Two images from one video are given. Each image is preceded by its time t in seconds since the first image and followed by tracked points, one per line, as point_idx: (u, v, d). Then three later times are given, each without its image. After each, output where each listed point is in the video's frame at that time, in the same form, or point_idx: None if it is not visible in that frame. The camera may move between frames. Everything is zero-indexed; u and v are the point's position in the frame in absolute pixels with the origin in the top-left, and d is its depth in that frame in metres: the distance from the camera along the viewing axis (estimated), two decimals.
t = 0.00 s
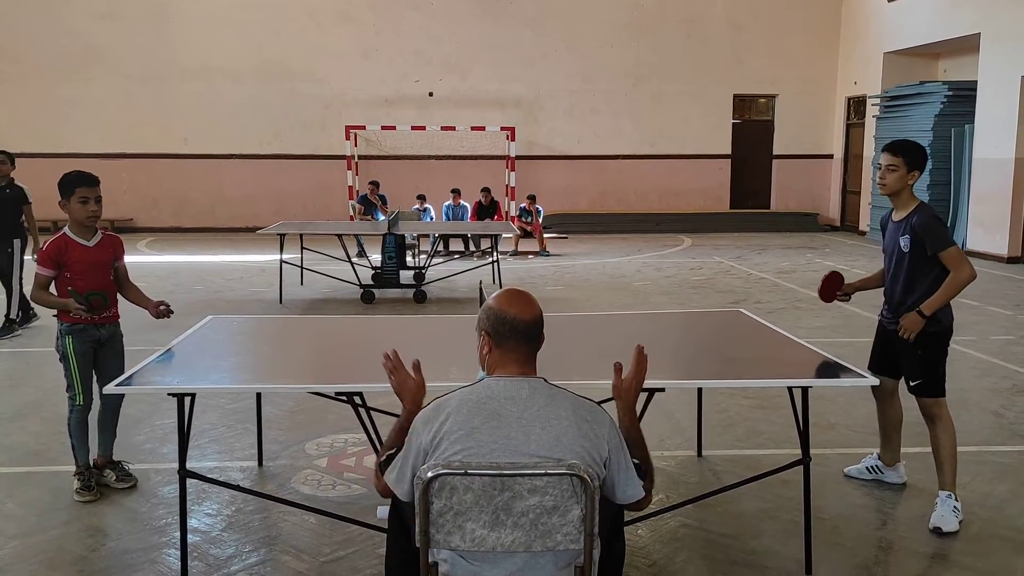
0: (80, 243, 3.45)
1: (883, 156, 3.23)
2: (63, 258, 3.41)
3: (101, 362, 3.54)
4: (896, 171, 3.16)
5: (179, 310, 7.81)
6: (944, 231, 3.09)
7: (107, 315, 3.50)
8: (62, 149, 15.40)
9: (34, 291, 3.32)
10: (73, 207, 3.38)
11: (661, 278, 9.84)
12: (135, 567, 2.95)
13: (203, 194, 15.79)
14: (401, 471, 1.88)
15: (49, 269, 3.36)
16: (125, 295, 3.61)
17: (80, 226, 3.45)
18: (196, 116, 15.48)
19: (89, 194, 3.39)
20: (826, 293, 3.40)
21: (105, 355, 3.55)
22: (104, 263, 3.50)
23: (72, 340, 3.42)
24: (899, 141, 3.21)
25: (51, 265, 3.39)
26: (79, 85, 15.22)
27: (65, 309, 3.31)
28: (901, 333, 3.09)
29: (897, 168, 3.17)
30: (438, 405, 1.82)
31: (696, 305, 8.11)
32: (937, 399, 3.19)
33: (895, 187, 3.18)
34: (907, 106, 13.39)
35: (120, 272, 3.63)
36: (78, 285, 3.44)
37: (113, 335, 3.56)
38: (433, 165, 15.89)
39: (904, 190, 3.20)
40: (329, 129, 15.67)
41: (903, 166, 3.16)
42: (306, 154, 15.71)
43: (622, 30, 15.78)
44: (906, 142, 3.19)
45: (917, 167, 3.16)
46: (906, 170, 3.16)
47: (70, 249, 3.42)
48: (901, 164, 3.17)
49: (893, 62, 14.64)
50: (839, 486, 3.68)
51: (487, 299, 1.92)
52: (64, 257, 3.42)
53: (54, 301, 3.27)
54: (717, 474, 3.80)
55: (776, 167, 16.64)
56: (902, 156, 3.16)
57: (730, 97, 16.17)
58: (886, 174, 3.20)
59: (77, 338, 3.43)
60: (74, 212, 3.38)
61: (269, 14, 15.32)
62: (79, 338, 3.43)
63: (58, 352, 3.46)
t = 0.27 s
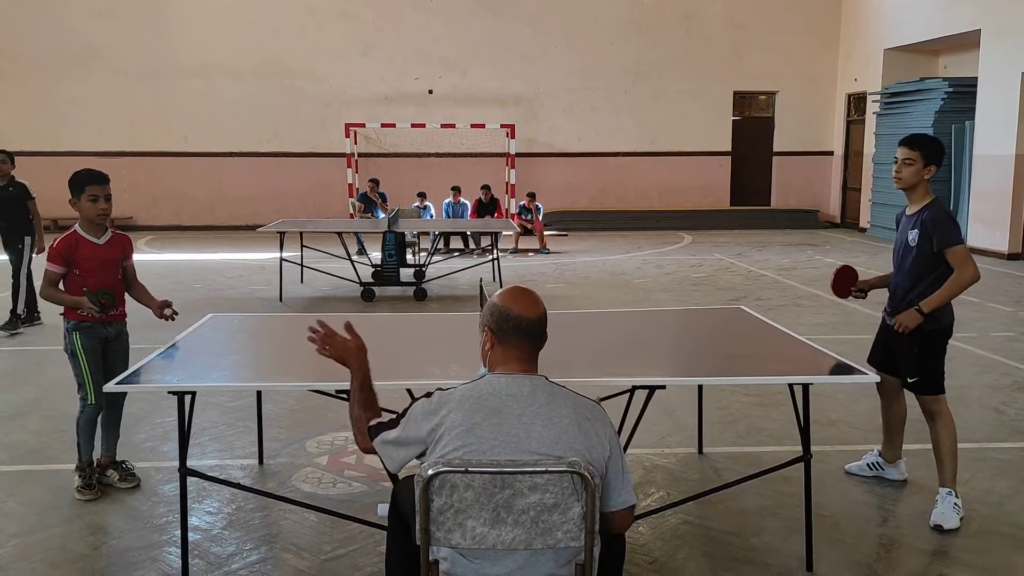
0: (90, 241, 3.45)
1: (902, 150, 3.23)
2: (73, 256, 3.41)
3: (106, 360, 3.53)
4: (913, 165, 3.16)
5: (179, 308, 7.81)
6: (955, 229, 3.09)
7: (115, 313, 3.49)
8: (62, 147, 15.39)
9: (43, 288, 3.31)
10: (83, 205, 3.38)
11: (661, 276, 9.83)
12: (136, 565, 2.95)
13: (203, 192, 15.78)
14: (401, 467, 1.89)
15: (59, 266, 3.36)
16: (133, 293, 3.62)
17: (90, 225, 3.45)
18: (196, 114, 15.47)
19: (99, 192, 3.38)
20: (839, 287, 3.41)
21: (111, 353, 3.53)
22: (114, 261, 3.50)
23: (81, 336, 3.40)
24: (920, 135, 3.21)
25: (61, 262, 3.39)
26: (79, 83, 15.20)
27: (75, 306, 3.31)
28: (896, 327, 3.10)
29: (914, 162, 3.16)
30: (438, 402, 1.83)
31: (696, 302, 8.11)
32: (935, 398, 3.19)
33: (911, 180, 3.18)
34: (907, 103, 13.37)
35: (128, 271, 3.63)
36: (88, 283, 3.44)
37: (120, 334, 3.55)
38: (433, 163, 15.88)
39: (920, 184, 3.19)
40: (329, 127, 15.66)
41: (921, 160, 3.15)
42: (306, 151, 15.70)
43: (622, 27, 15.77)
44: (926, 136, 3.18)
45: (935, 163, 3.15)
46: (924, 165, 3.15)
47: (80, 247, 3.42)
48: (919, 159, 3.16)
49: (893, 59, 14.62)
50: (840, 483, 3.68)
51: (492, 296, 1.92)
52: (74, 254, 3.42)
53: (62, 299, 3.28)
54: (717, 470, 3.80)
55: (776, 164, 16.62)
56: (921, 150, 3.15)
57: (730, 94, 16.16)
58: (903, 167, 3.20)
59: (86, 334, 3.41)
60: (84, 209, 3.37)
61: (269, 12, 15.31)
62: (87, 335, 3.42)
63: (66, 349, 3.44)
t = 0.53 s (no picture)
0: (92, 241, 3.43)
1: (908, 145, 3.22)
2: (74, 256, 3.39)
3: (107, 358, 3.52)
4: (917, 161, 3.15)
5: (179, 307, 7.81)
6: (958, 227, 3.08)
7: (116, 313, 3.48)
8: (61, 146, 15.38)
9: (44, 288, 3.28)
10: (85, 205, 3.36)
11: (661, 273, 9.83)
12: (137, 564, 2.94)
13: (203, 190, 15.77)
14: (401, 465, 1.89)
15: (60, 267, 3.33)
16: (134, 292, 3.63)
17: (91, 225, 3.44)
18: (195, 112, 15.46)
19: (102, 192, 3.37)
20: (839, 282, 3.40)
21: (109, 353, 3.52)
22: (116, 262, 3.50)
23: (84, 335, 3.38)
24: (926, 131, 3.20)
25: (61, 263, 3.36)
26: (78, 81, 15.19)
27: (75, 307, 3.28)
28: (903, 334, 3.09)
29: (918, 158, 3.16)
30: (438, 400, 1.83)
31: (697, 299, 8.11)
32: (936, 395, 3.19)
33: (914, 176, 3.18)
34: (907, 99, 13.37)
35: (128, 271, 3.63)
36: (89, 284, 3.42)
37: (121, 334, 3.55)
38: (432, 160, 15.87)
39: (924, 180, 3.18)
40: (328, 125, 15.65)
41: (925, 157, 3.15)
42: (306, 149, 15.69)
43: (621, 24, 15.75)
44: (931, 133, 3.18)
45: (940, 160, 3.14)
46: (929, 162, 3.15)
47: (81, 248, 3.40)
48: (923, 155, 3.15)
49: (893, 55, 14.60)
50: (840, 480, 3.69)
51: (485, 298, 1.92)
52: (76, 255, 3.40)
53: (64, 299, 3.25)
54: (717, 468, 3.80)
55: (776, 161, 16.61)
56: (926, 147, 3.14)
57: (730, 91, 16.14)
58: (907, 163, 3.19)
59: (89, 333, 3.39)
60: (86, 209, 3.36)
61: (268, 9, 15.29)
62: (90, 333, 3.40)
63: (66, 347, 3.39)
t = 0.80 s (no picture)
0: (74, 248, 3.29)
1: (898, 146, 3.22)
2: (56, 265, 3.24)
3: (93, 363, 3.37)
4: (908, 162, 3.16)
5: (179, 305, 7.82)
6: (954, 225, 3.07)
7: (102, 321, 3.33)
8: (61, 144, 15.37)
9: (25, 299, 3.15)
10: (66, 210, 3.23)
11: (660, 271, 9.83)
12: (137, 563, 2.94)
13: (202, 188, 15.77)
14: (401, 463, 1.89)
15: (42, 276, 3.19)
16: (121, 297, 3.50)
17: (73, 231, 3.30)
18: (195, 110, 15.45)
19: (83, 196, 3.24)
20: (833, 280, 3.41)
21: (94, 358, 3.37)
22: (100, 267, 3.35)
23: (67, 344, 3.23)
24: (916, 130, 3.20)
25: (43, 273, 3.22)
26: (78, 80, 15.18)
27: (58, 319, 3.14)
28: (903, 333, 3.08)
29: (908, 158, 3.16)
30: (438, 398, 1.83)
31: (697, 297, 8.11)
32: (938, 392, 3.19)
33: (906, 176, 3.18)
34: (906, 97, 13.36)
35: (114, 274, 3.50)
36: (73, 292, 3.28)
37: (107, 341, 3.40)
38: (432, 158, 15.87)
39: (916, 179, 3.18)
40: (328, 123, 15.64)
41: (916, 157, 3.15)
42: (306, 147, 15.69)
43: (621, 22, 15.73)
44: (920, 132, 3.18)
45: (930, 159, 3.14)
46: (920, 161, 3.14)
47: (63, 256, 3.25)
48: (914, 155, 3.15)
49: (893, 52, 14.60)
50: (840, 477, 3.69)
51: (480, 298, 1.93)
52: (58, 263, 3.25)
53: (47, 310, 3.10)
54: (717, 465, 3.80)
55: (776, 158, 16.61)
56: (916, 146, 3.14)
57: (730, 89, 16.13)
58: (899, 164, 3.19)
59: (72, 342, 3.25)
60: (68, 215, 3.22)
61: (267, 7, 15.27)
62: (73, 341, 3.26)
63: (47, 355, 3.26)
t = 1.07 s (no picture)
0: (53, 246, 3.27)
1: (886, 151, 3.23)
2: (34, 264, 3.22)
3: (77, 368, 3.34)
4: (899, 166, 3.15)
5: (179, 303, 7.81)
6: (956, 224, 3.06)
7: (84, 320, 3.30)
8: (60, 142, 15.36)
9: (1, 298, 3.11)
10: (44, 207, 3.20)
11: (660, 269, 9.83)
12: (136, 562, 2.93)
13: (202, 186, 15.77)
14: (400, 461, 1.89)
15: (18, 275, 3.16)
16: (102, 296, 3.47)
17: (52, 229, 3.27)
18: (194, 109, 15.44)
19: (63, 193, 3.22)
20: (827, 287, 3.39)
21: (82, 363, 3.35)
22: (80, 265, 3.33)
23: (50, 347, 3.20)
24: (902, 134, 3.20)
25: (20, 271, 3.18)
26: (77, 78, 15.17)
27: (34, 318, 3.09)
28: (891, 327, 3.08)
29: (899, 163, 3.16)
30: (437, 396, 1.83)
31: (697, 295, 8.10)
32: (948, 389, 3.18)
33: (898, 181, 3.18)
34: (906, 95, 13.36)
35: (95, 274, 3.48)
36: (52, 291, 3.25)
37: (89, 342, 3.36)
38: (432, 157, 15.86)
39: (909, 183, 3.19)
40: (327, 121, 15.63)
41: (906, 160, 3.15)
42: (305, 146, 15.68)
43: (621, 20, 15.72)
44: (905, 135, 3.18)
45: (919, 161, 3.15)
46: (910, 164, 3.15)
47: (41, 254, 3.23)
48: (903, 158, 3.16)
49: (893, 50, 14.59)
50: (840, 475, 3.69)
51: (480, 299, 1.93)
52: (37, 262, 3.22)
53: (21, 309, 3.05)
54: (717, 463, 3.80)
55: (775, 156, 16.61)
56: (905, 150, 3.15)
57: (729, 87, 16.12)
58: (890, 168, 3.19)
59: (55, 344, 3.21)
60: (47, 211, 3.20)
61: (267, 5, 15.25)
62: (58, 343, 3.23)
63: (31, 358, 3.22)
